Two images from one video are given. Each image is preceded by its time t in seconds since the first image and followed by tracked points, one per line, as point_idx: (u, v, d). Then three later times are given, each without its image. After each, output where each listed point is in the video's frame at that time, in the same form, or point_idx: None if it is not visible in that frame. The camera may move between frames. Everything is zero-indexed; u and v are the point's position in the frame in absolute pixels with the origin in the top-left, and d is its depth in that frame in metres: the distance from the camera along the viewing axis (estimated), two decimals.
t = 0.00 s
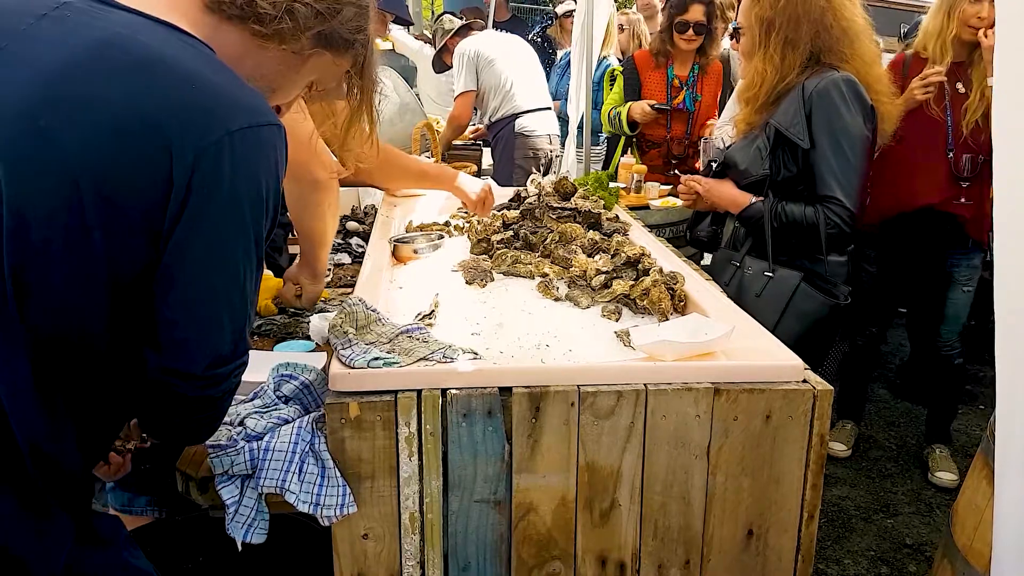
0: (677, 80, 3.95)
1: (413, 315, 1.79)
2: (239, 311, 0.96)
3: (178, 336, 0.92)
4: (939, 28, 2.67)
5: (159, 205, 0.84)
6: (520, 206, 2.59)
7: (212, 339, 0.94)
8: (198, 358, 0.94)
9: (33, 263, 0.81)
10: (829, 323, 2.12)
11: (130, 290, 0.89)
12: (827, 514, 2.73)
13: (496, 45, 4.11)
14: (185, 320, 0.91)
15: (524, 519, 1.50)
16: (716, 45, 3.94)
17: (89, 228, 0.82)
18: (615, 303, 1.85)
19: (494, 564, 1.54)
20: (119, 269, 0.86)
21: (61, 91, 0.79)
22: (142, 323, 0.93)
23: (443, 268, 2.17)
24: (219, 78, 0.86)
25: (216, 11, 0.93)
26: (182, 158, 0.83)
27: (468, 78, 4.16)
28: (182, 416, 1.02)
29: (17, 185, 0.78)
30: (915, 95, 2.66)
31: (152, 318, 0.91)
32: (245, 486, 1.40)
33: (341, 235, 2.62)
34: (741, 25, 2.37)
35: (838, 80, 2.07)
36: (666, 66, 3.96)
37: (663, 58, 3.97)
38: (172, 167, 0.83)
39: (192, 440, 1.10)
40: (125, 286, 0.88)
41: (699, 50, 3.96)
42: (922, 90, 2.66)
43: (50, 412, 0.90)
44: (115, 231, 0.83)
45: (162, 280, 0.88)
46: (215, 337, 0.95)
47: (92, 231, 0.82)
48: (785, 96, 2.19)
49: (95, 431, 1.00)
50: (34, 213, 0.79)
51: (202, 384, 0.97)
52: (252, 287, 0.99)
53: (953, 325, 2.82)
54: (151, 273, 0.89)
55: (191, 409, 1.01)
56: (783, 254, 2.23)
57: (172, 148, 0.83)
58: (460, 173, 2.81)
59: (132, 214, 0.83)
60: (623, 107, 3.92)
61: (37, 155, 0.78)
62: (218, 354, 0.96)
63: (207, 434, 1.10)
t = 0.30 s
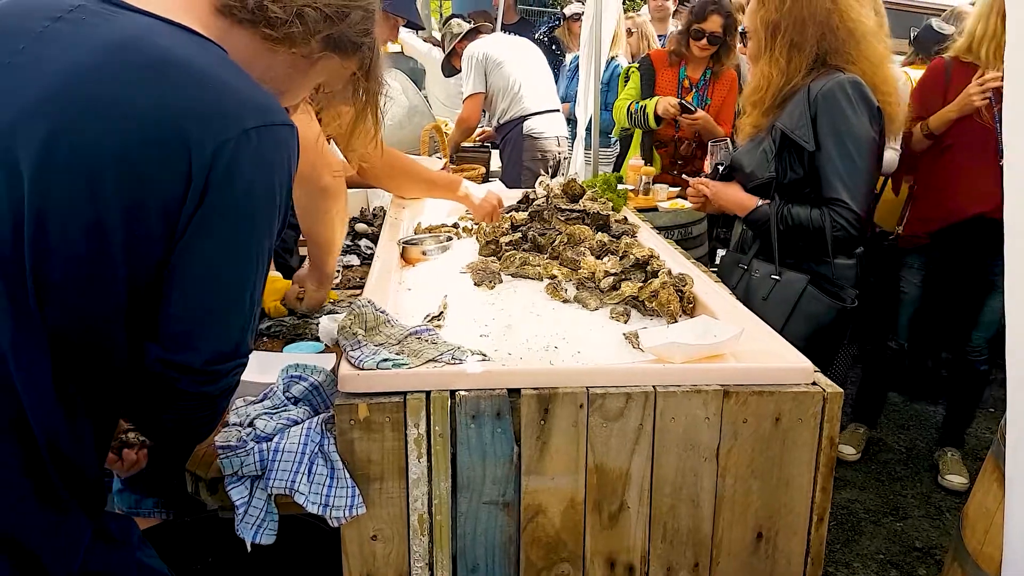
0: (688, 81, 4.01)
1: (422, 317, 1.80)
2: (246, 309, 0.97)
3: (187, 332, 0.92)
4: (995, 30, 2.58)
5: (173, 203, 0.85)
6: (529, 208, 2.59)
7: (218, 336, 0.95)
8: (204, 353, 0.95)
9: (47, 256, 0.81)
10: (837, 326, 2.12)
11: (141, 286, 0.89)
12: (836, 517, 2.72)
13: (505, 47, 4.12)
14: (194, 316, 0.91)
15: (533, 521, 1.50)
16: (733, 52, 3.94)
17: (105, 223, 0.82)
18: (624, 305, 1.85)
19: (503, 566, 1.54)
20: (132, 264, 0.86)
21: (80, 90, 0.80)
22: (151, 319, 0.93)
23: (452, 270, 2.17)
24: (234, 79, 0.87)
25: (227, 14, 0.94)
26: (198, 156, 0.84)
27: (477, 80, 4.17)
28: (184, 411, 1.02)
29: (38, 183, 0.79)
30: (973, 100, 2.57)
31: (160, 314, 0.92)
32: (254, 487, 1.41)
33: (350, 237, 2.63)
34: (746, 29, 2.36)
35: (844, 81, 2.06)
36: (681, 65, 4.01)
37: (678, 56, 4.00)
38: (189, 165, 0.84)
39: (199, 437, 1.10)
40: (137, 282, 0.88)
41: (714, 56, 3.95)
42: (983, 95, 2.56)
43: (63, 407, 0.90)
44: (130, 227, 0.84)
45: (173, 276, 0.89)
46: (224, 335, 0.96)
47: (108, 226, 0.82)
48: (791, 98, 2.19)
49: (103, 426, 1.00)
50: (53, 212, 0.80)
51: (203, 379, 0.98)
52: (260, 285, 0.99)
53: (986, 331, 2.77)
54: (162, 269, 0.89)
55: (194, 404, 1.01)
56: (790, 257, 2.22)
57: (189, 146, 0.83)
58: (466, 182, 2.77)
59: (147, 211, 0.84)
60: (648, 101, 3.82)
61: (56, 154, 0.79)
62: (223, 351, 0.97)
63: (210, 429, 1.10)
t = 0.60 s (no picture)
0: (703, 83, 3.98)
1: (432, 318, 1.80)
2: (257, 309, 0.97)
3: (199, 332, 0.93)
4: None
5: (187, 204, 0.85)
6: (538, 209, 2.59)
7: (230, 335, 0.95)
8: (215, 352, 0.96)
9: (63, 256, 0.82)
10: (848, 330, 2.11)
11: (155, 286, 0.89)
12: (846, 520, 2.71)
13: (514, 49, 4.12)
14: (206, 315, 0.92)
15: (542, 522, 1.50)
16: (749, 57, 3.89)
17: (120, 224, 0.83)
18: (633, 307, 1.85)
19: (512, 567, 1.55)
20: (146, 264, 0.86)
21: (98, 93, 0.80)
22: (163, 318, 0.93)
23: (461, 271, 2.17)
24: (249, 82, 0.88)
25: (243, 19, 0.94)
26: (213, 158, 0.84)
27: (486, 82, 4.18)
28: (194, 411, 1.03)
29: (55, 187, 0.80)
30: (1013, 104, 2.44)
31: (172, 314, 0.92)
32: (264, 486, 1.41)
33: (360, 238, 2.64)
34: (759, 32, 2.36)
35: (857, 83, 2.05)
36: (696, 67, 4.01)
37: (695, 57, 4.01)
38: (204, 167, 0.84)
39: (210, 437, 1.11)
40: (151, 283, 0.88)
41: (727, 61, 3.91)
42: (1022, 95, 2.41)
43: (76, 406, 0.91)
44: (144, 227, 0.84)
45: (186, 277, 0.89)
46: (235, 337, 0.96)
47: (123, 227, 0.83)
48: (803, 100, 2.18)
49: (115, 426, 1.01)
50: (70, 214, 0.81)
51: (214, 378, 0.98)
52: (271, 285, 0.99)
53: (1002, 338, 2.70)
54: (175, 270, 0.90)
55: (203, 403, 1.02)
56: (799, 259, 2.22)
57: (204, 148, 0.84)
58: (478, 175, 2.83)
59: (162, 211, 0.84)
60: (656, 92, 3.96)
61: (72, 156, 0.80)
62: (234, 350, 0.97)
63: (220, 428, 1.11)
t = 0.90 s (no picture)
0: (715, 86, 4.01)
1: (440, 319, 1.81)
2: (267, 308, 0.98)
3: (210, 331, 0.93)
4: None
5: (202, 204, 0.86)
6: (546, 211, 2.60)
7: (240, 334, 0.96)
8: (225, 350, 0.96)
9: (79, 254, 0.83)
10: (855, 335, 2.11)
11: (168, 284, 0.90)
12: (850, 523, 2.71)
13: (522, 51, 4.13)
14: (217, 313, 0.92)
15: (549, 523, 1.51)
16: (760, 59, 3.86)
17: (135, 223, 0.83)
18: (641, 309, 1.86)
19: (518, 568, 1.55)
20: (159, 263, 0.87)
21: (117, 94, 0.81)
22: (175, 316, 0.94)
23: (468, 272, 2.18)
24: (267, 86, 0.88)
25: (260, 25, 0.95)
26: (229, 159, 0.85)
27: (494, 83, 4.19)
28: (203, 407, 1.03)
29: (74, 187, 0.81)
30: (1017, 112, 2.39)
31: (184, 312, 0.93)
32: (273, 485, 1.41)
33: (367, 238, 2.64)
34: (769, 36, 2.37)
35: (866, 89, 2.05)
36: (709, 71, 4.04)
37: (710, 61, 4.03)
38: (219, 168, 0.85)
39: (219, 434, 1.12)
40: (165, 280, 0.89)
41: (738, 62, 3.91)
42: None
43: (88, 403, 0.91)
44: (158, 226, 0.85)
45: (199, 275, 0.90)
46: (246, 338, 0.97)
47: (139, 227, 0.84)
48: (811, 104, 2.18)
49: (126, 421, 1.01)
50: (87, 213, 0.82)
51: (224, 376, 0.99)
52: (282, 285, 1.00)
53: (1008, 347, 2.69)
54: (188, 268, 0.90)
55: (213, 401, 1.02)
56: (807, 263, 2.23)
57: (221, 150, 0.84)
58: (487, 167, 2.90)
59: (177, 212, 0.85)
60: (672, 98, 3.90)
61: (94, 155, 0.81)
62: (243, 349, 0.98)
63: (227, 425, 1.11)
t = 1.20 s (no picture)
0: (722, 87, 4.04)
1: (445, 321, 1.81)
2: (280, 307, 0.98)
3: (224, 330, 0.94)
4: None
5: (216, 204, 0.86)
6: (550, 213, 2.61)
7: (254, 332, 0.96)
8: (239, 348, 0.96)
9: (95, 255, 0.83)
10: (861, 338, 2.11)
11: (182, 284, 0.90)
12: (854, 526, 2.70)
13: (525, 54, 4.14)
14: (231, 311, 0.93)
15: (555, 525, 1.51)
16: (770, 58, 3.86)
17: (150, 224, 0.84)
18: (646, 311, 1.86)
19: (524, 570, 1.55)
20: (174, 263, 0.87)
21: (131, 98, 0.82)
22: (189, 315, 0.94)
23: (473, 274, 2.19)
24: (278, 89, 0.89)
25: (268, 32, 0.96)
26: (243, 160, 0.85)
27: (497, 87, 4.20)
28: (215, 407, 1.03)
29: (88, 189, 0.81)
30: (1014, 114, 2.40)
31: (198, 311, 0.93)
32: (280, 487, 1.42)
33: (372, 241, 2.65)
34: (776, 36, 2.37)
35: (872, 92, 2.05)
36: (714, 73, 4.06)
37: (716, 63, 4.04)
38: (233, 169, 0.85)
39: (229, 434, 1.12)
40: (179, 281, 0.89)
41: (748, 62, 3.92)
42: None
43: (103, 403, 0.92)
44: (173, 227, 0.85)
45: (213, 275, 0.90)
46: (258, 338, 0.97)
47: (153, 228, 0.84)
48: (817, 105, 2.18)
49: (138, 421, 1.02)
50: (103, 215, 0.82)
51: (237, 374, 0.99)
52: (293, 284, 1.00)
53: None
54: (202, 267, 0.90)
55: (225, 400, 1.02)
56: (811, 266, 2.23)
57: (234, 151, 0.85)
58: (481, 146, 2.90)
59: (192, 213, 0.85)
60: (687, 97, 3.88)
61: (108, 157, 0.81)
62: (257, 347, 0.98)
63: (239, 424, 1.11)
